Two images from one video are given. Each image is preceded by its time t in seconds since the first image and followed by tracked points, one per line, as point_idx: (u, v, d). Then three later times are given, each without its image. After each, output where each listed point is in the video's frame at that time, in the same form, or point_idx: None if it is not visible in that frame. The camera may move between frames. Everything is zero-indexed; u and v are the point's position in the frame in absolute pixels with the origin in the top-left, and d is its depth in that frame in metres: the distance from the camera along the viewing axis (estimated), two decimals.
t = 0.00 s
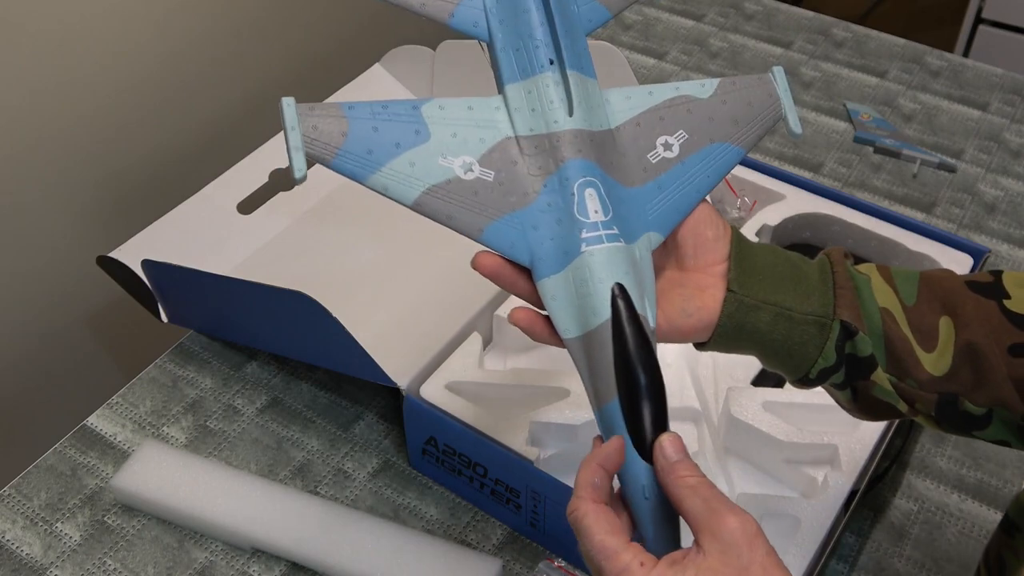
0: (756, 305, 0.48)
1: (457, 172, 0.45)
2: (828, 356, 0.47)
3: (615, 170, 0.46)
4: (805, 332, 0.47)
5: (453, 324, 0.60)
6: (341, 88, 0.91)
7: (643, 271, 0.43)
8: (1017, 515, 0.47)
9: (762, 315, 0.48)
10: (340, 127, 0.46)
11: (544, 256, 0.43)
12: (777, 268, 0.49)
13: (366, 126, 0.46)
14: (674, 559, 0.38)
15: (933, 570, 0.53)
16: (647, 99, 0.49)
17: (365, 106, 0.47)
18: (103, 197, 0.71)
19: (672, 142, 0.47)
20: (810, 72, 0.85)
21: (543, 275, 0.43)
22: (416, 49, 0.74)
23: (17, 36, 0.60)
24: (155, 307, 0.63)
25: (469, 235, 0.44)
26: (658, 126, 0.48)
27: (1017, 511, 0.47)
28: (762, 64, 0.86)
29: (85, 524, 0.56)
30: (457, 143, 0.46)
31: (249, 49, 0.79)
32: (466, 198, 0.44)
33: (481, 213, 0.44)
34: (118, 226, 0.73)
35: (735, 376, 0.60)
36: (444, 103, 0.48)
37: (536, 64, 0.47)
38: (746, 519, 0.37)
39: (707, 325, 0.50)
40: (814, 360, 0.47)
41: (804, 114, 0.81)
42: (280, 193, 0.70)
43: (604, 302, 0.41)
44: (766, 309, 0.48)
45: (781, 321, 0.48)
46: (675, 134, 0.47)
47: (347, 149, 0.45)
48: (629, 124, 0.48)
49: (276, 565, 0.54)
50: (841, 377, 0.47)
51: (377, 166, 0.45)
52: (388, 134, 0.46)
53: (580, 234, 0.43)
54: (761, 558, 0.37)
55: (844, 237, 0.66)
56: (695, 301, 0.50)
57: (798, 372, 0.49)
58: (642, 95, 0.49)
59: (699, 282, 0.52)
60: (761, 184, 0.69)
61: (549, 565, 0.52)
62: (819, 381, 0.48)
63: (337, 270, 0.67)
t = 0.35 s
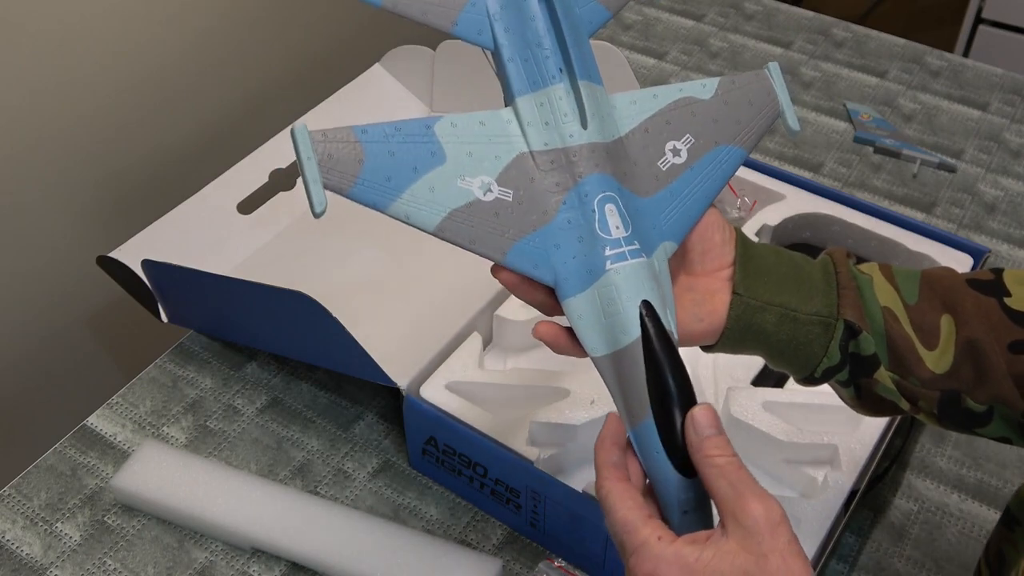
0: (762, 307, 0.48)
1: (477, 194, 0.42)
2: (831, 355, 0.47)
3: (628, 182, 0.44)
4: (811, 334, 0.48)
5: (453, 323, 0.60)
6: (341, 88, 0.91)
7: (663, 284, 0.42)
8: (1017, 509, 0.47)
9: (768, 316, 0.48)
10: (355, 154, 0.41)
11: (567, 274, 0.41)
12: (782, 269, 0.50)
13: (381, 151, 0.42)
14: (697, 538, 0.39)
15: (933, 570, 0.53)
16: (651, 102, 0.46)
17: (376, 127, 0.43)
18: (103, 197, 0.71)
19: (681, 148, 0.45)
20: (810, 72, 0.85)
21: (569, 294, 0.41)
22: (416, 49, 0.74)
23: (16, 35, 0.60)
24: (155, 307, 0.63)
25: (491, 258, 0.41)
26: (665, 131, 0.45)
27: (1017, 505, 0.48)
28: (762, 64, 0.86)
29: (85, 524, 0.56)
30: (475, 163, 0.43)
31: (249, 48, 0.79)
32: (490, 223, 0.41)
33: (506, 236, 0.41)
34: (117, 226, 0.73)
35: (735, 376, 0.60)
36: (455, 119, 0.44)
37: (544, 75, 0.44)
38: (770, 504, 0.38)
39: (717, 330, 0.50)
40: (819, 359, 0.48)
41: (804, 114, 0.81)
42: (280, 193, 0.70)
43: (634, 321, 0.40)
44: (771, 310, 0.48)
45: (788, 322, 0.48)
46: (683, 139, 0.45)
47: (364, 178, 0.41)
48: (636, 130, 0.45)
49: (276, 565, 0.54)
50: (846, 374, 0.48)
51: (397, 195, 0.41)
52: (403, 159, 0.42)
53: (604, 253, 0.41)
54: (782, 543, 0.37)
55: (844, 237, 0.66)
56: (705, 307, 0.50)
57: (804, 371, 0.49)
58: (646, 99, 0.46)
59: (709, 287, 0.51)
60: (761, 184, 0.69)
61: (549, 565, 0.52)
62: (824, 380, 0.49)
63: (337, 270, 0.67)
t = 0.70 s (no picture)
0: (764, 302, 0.48)
1: (477, 200, 0.42)
2: (834, 350, 0.47)
3: (625, 180, 0.44)
4: (813, 330, 0.47)
5: (453, 323, 0.60)
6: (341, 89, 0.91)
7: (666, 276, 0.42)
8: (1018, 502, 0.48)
9: (770, 312, 0.48)
10: (356, 168, 0.41)
11: (572, 272, 0.41)
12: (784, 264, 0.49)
13: (381, 164, 0.42)
14: (708, 521, 0.39)
15: (933, 570, 0.53)
16: (641, 102, 0.46)
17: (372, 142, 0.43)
18: (104, 197, 0.71)
19: (674, 144, 0.45)
20: (810, 72, 0.85)
21: (574, 290, 0.41)
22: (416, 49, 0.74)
23: (16, 36, 0.60)
24: (155, 307, 0.63)
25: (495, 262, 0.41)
26: (657, 129, 0.45)
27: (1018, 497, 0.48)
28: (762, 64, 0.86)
29: (85, 524, 0.56)
30: (474, 171, 0.43)
31: (249, 49, 0.79)
32: (491, 228, 0.41)
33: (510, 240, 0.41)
34: (117, 226, 0.73)
35: (735, 376, 0.60)
36: (450, 130, 0.44)
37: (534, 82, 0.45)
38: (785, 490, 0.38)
39: (720, 325, 0.49)
40: (822, 354, 0.47)
41: (804, 114, 0.81)
42: (280, 193, 0.70)
43: (639, 312, 0.40)
44: (773, 305, 0.48)
45: (791, 318, 0.47)
46: (675, 136, 0.45)
47: (366, 192, 0.41)
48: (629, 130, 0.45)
49: (277, 565, 0.54)
50: (848, 370, 0.47)
51: (399, 206, 0.41)
52: (402, 171, 0.42)
53: (606, 248, 0.41)
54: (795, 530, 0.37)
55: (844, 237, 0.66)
56: (707, 301, 0.50)
57: (806, 367, 0.48)
58: (637, 100, 0.46)
59: (710, 284, 0.51)
60: (761, 184, 0.69)
61: (549, 565, 0.52)
62: (827, 376, 0.48)
63: (337, 270, 0.67)
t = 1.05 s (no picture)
0: (768, 295, 0.48)
1: (472, 201, 0.42)
2: (839, 343, 0.47)
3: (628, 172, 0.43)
4: (818, 323, 0.47)
5: (453, 323, 0.60)
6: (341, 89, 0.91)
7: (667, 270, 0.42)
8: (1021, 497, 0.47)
9: (775, 304, 0.48)
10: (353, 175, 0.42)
11: (567, 268, 0.41)
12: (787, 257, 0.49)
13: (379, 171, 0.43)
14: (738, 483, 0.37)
15: (933, 570, 0.53)
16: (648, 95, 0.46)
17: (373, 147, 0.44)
18: (104, 197, 0.71)
19: (680, 136, 0.45)
20: (810, 72, 0.85)
21: (569, 287, 0.41)
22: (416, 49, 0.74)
23: (16, 35, 0.60)
24: (155, 307, 0.63)
25: (491, 261, 0.42)
26: (663, 121, 0.45)
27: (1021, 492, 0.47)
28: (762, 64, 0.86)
29: (85, 524, 0.56)
30: (470, 172, 0.43)
31: (249, 48, 0.79)
32: (487, 227, 0.42)
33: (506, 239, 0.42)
34: (117, 227, 0.73)
35: (734, 376, 0.61)
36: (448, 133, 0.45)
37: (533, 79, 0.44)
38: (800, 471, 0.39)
39: (725, 319, 0.50)
40: (827, 346, 0.47)
41: (804, 114, 0.81)
42: (280, 193, 0.70)
43: (630, 308, 0.40)
44: (778, 297, 0.48)
45: (794, 310, 0.47)
46: (682, 128, 0.45)
47: (363, 197, 0.42)
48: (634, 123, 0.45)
49: (277, 565, 0.54)
50: (853, 362, 0.47)
51: (395, 209, 0.42)
52: (399, 176, 0.43)
53: (600, 244, 0.41)
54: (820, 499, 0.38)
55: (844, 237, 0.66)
56: (711, 295, 0.51)
57: (811, 358, 0.49)
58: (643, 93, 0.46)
59: (716, 277, 0.52)
60: (762, 185, 0.69)
61: (549, 565, 0.52)
62: (833, 368, 0.49)
63: (337, 270, 0.67)
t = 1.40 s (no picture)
0: (788, 280, 0.49)
1: (481, 189, 0.44)
2: (856, 329, 0.47)
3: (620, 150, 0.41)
4: (837, 307, 0.47)
5: (454, 323, 0.60)
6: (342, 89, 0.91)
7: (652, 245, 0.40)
8: None
9: (795, 289, 0.48)
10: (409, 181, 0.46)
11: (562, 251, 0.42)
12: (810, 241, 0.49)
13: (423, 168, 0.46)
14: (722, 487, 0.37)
15: (933, 570, 0.53)
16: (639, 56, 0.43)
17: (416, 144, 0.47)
18: (105, 197, 0.71)
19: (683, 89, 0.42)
20: (810, 72, 0.85)
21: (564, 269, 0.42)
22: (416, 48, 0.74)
23: (16, 36, 0.60)
24: (155, 307, 0.63)
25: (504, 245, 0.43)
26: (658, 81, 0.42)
27: None
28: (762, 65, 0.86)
29: (85, 524, 0.56)
30: (483, 161, 0.44)
31: (249, 48, 0.79)
32: (497, 214, 0.43)
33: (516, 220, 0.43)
34: (117, 227, 0.73)
35: (734, 376, 0.61)
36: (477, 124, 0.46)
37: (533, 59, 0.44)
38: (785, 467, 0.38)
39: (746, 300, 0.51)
40: (843, 330, 0.48)
41: (804, 114, 0.81)
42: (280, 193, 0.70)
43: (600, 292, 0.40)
44: (797, 283, 0.48)
45: (815, 296, 0.48)
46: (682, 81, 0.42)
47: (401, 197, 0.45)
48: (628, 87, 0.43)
49: (276, 565, 0.54)
50: (869, 345, 0.48)
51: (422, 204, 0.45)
52: (427, 171, 0.45)
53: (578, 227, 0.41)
54: (806, 509, 0.37)
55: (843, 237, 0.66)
56: (730, 280, 0.52)
57: (829, 341, 0.49)
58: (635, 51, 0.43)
59: (734, 261, 0.53)
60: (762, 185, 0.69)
61: (549, 565, 0.52)
62: (849, 350, 0.49)
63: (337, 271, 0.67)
